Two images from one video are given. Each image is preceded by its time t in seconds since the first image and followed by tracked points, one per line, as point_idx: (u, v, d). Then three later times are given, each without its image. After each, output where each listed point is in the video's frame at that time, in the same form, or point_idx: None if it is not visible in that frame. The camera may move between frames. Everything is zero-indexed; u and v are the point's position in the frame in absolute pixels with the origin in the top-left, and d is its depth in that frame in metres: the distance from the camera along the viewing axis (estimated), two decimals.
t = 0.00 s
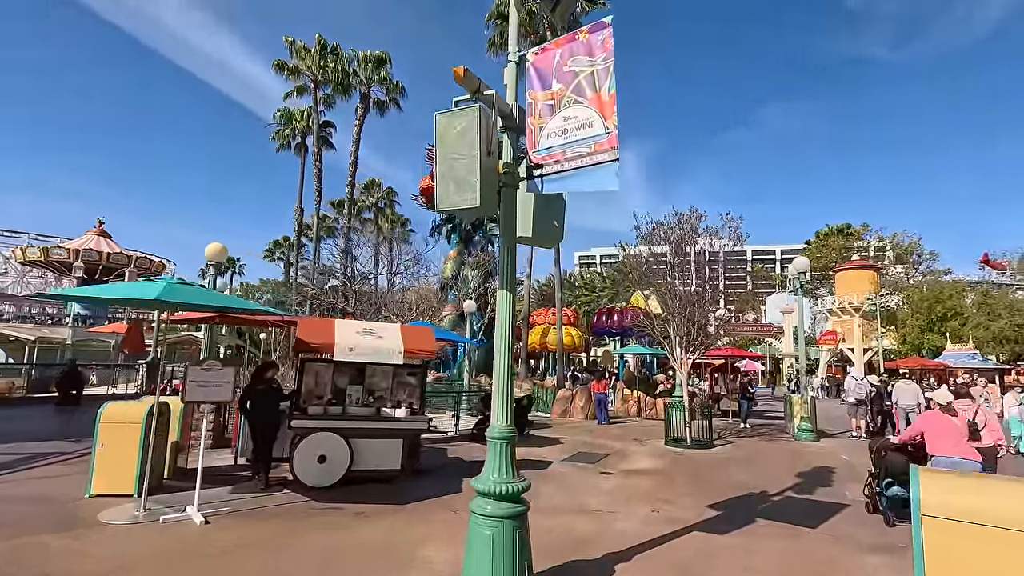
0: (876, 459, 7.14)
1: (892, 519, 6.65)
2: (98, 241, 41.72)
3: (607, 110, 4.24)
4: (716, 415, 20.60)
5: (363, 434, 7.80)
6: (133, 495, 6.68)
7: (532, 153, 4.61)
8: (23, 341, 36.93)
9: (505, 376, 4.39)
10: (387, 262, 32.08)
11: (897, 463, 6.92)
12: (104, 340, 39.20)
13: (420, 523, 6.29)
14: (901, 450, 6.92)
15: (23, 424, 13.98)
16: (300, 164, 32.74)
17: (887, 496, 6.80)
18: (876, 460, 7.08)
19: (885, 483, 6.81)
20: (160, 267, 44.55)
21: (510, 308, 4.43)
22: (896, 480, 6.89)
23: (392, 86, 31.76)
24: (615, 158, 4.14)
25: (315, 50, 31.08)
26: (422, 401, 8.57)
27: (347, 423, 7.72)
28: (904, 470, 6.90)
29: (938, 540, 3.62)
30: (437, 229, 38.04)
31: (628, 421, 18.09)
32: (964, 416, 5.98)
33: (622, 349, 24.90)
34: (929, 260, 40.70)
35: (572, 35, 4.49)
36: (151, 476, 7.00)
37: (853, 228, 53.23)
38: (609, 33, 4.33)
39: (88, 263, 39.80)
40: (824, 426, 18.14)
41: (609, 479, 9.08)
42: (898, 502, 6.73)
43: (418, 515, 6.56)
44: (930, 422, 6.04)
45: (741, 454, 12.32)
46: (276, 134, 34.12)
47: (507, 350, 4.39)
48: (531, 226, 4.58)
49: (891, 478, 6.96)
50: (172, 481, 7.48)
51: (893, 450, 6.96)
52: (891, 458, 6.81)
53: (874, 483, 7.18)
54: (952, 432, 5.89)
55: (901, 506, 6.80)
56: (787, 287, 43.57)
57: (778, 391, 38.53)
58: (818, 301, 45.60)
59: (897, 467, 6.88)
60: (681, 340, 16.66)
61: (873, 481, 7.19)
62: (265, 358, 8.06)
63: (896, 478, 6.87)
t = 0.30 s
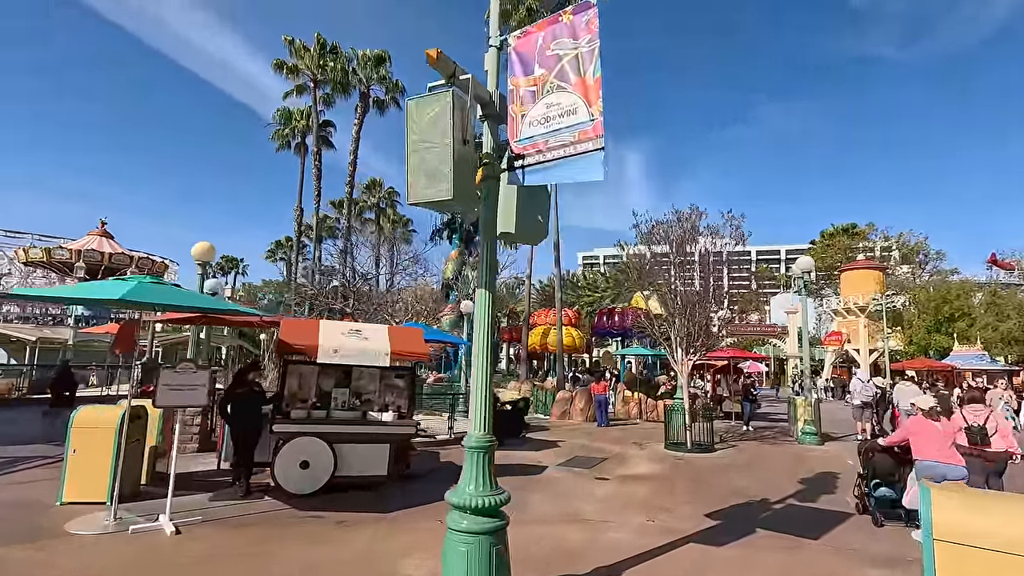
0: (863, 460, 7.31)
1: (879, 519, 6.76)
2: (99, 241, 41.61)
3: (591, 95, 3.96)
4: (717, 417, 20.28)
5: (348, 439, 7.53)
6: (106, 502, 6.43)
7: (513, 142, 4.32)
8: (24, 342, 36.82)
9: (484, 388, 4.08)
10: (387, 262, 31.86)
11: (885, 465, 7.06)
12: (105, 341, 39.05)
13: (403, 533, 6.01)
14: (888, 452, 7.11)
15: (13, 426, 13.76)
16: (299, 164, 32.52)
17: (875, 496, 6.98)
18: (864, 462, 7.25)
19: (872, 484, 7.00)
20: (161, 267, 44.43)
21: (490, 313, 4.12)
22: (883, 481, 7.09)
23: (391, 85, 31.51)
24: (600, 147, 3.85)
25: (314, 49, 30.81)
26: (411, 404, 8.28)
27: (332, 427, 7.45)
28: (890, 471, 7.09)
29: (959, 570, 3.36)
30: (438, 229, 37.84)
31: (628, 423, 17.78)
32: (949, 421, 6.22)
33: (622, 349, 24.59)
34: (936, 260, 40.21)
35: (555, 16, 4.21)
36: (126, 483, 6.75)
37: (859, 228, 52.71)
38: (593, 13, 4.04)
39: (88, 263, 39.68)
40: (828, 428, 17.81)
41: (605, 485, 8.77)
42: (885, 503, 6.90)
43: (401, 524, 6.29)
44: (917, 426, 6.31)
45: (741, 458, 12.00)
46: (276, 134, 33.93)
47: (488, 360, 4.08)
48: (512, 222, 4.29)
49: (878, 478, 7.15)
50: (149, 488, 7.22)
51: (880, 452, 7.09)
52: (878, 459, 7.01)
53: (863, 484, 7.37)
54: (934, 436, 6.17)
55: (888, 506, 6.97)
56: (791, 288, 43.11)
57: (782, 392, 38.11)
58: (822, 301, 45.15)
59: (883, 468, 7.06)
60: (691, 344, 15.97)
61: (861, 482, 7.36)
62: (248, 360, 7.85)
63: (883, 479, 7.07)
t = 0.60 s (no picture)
0: (847, 456, 7.50)
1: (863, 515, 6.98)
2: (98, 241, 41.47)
3: (567, 72, 3.71)
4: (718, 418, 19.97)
5: (328, 439, 7.28)
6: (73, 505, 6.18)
7: (486, 125, 4.07)
8: (22, 342, 36.60)
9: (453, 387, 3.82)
10: (386, 262, 31.67)
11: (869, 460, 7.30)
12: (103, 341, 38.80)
13: (380, 538, 5.74)
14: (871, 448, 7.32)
15: None
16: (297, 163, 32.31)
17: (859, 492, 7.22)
18: (847, 459, 7.43)
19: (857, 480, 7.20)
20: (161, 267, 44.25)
21: (460, 305, 3.85)
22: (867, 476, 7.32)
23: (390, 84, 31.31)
24: (576, 126, 3.59)
25: (312, 48, 30.60)
26: (395, 403, 8.01)
27: (312, 428, 7.21)
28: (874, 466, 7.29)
29: None
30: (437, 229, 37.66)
31: (627, 425, 17.47)
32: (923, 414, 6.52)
33: (621, 350, 24.30)
34: (940, 260, 39.84)
35: None
36: (97, 485, 6.51)
37: (862, 228, 52.35)
38: None
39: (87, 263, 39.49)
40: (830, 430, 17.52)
41: (597, 488, 8.49)
42: (869, 498, 7.11)
43: (380, 529, 6.02)
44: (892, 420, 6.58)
45: (740, 460, 11.70)
46: (274, 133, 33.77)
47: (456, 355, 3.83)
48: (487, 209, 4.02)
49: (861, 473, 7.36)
50: (122, 491, 6.96)
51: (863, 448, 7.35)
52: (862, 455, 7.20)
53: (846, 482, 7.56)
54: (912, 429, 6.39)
55: (872, 501, 7.18)
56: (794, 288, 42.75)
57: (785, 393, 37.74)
58: (825, 301, 44.80)
59: (868, 464, 7.25)
60: (695, 345, 15.39)
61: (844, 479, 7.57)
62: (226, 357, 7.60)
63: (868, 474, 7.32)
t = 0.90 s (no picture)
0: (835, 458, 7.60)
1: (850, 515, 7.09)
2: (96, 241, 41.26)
3: (542, 54, 3.46)
4: (718, 420, 19.64)
5: (308, 445, 7.03)
6: (38, 513, 5.94)
7: (458, 112, 3.80)
8: (20, 343, 36.46)
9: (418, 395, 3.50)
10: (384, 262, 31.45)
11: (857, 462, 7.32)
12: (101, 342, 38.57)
13: (353, 551, 5.46)
14: (858, 449, 7.42)
15: None
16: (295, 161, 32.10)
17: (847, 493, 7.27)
18: (835, 459, 7.50)
19: (845, 482, 7.28)
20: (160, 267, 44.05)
21: (429, 305, 3.56)
22: (854, 477, 7.36)
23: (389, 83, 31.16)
24: (550, 111, 3.32)
25: (310, 46, 30.41)
26: (378, 407, 7.76)
27: (292, 432, 6.95)
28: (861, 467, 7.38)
29: None
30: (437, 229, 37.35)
31: (625, 427, 17.14)
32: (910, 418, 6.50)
33: (620, 350, 23.97)
34: (945, 260, 39.47)
35: None
36: (65, 491, 6.26)
37: (865, 227, 51.95)
38: None
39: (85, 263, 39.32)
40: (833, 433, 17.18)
41: (589, 495, 8.19)
42: (856, 499, 7.18)
43: (355, 541, 5.74)
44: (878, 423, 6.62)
45: (740, 465, 11.38)
46: (272, 132, 33.59)
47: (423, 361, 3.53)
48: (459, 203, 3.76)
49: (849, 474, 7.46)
50: (94, 497, 6.71)
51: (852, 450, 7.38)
52: (850, 457, 7.29)
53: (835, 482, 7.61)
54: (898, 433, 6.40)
55: (858, 502, 7.23)
56: (797, 288, 42.37)
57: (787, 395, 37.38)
58: (829, 302, 44.41)
59: (855, 466, 7.33)
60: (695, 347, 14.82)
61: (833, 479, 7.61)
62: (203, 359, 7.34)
63: (855, 476, 7.35)
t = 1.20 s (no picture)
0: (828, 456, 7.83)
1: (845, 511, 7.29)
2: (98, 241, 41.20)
3: (519, 18, 3.15)
4: (721, 421, 19.28)
5: (291, 445, 6.76)
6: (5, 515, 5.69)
7: (431, 85, 3.50)
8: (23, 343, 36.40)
9: (389, 393, 3.23)
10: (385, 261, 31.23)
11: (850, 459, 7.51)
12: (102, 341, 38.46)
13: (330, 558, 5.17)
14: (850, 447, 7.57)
15: None
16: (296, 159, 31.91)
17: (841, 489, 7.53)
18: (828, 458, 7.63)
19: (839, 479, 7.51)
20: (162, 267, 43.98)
21: (399, 294, 3.29)
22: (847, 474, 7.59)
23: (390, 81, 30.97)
24: (527, 80, 3.03)
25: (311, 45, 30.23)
26: (365, 406, 7.47)
27: (274, 433, 6.68)
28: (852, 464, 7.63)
29: None
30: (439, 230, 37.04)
31: (626, 428, 16.82)
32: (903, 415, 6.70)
33: (622, 349, 23.65)
34: (953, 259, 38.89)
35: None
36: (36, 492, 6.01)
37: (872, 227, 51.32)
38: None
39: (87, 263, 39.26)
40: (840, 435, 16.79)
41: (585, 498, 7.89)
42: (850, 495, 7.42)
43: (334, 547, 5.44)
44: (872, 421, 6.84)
45: (743, 467, 11.05)
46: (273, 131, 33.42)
47: (394, 356, 3.27)
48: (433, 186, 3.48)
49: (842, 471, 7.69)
50: (69, 499, 6.46)
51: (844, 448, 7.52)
52: (841, 454, 7.52)
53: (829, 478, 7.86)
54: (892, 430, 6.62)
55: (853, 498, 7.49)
56: (802, 288, 41.85)
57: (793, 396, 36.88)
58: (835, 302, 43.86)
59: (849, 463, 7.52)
60: (697, 346, 14.28)
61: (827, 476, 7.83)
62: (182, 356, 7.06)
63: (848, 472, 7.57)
